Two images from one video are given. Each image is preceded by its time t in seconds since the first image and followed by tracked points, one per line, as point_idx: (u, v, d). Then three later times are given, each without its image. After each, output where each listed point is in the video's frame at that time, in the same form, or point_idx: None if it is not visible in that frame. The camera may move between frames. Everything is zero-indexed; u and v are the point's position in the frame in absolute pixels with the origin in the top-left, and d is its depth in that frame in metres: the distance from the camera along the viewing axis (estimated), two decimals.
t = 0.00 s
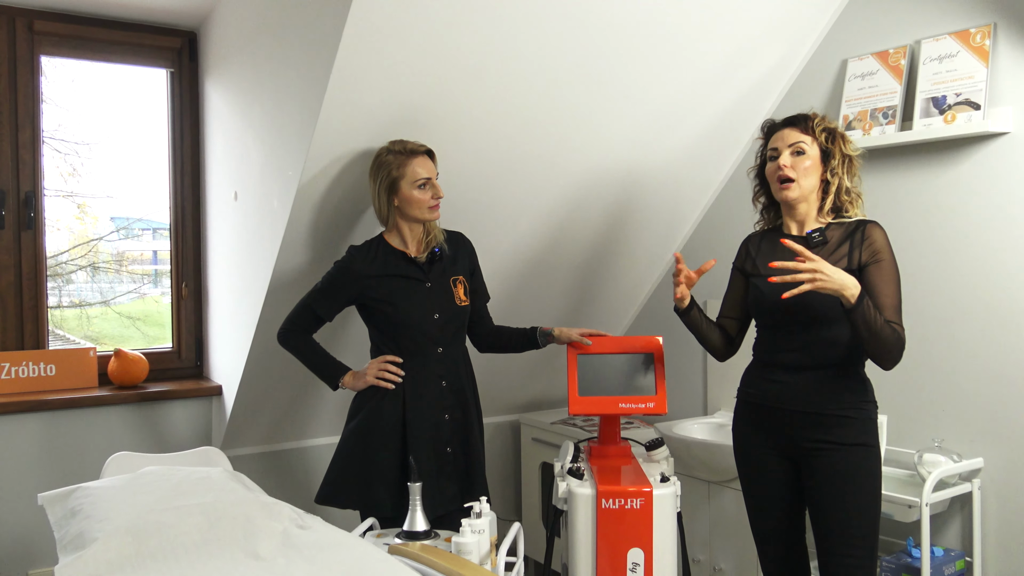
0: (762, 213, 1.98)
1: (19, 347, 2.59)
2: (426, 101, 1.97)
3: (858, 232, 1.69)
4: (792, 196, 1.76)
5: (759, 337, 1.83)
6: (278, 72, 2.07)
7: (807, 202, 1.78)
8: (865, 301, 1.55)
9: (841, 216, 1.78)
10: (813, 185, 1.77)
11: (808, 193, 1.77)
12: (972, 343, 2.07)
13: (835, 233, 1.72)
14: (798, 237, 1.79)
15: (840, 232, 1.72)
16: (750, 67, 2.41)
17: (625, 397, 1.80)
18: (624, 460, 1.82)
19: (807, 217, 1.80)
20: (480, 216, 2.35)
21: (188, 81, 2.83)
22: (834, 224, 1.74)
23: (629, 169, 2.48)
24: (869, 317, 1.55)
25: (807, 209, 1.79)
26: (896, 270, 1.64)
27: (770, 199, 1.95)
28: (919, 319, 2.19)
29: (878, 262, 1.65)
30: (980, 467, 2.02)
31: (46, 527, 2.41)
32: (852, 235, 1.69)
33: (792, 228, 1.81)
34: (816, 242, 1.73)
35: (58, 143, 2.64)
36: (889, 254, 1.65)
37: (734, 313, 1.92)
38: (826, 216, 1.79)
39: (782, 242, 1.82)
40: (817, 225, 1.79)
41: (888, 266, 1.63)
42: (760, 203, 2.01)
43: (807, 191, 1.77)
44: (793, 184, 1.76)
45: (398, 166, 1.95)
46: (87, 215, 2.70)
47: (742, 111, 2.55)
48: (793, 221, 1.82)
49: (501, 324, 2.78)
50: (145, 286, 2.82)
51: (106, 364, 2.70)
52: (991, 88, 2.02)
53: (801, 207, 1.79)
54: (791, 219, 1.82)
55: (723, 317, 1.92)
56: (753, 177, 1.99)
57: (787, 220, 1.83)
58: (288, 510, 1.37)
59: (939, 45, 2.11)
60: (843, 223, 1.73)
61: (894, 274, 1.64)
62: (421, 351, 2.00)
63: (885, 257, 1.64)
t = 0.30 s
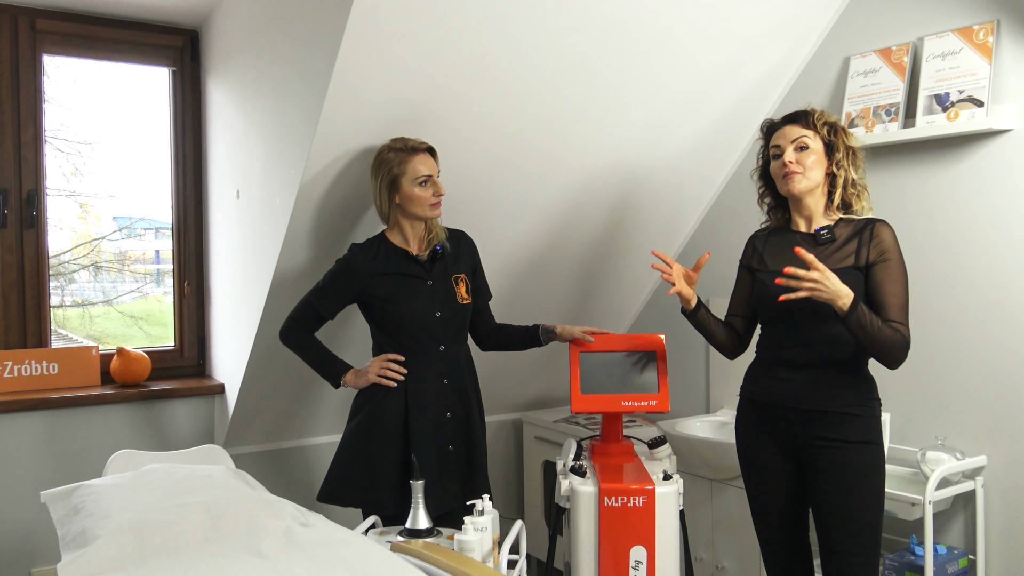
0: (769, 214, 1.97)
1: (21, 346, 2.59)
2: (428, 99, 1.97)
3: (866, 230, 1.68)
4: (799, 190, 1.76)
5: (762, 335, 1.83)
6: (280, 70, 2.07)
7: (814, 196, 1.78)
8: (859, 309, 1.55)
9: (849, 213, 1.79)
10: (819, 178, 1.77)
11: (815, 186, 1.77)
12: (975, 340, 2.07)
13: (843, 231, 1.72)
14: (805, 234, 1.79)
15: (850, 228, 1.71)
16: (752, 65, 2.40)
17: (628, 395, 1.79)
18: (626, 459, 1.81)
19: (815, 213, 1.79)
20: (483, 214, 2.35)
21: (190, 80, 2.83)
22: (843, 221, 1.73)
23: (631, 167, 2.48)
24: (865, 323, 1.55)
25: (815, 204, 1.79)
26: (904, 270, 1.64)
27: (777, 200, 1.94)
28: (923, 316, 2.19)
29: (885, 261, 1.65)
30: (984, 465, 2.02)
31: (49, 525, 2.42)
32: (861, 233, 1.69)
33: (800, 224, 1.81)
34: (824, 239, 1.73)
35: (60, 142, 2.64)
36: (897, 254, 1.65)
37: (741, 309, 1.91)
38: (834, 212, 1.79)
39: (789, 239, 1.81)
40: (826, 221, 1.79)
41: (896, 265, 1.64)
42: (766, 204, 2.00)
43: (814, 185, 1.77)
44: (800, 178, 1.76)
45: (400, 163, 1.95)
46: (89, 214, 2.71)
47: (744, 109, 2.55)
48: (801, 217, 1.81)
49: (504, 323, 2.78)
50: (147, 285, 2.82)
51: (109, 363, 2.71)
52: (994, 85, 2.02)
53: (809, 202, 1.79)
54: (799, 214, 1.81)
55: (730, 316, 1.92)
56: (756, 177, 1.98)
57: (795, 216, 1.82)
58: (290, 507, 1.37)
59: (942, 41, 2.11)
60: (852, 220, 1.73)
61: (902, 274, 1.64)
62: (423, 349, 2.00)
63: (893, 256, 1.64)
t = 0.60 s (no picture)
0: (774, 212, 1.97)
1: (24, 345, 2.59)
2: (431, 97, 1.97)
3: (870, 229, 1.68)
4: (806, 192, 1.76)
5: (765, 333, 1.83)
6: (282, 68, 2.07)
7: (820, 196, 1.78)
8: (852, 311, 1.55)
9: (854, 211, 1.78)
10: (826, 179, 1.77)
11: (822, 187, 1.77)
12: (979, 337, 2.06)
13: (847, 229, 1.72)
14: (810, 232, 1.78)
15: (855, 227, 1.71)
16: (754, 62, 2.40)
17: (630, 392, 1.79)
18: (629, 456, 1.81)
19: (820, 211, 1.79)
20: (485, 212, 2.35)
21: (192, 79, 2.83)
22: (848, 220, 1.73)
23: (633, 165, 2.48)
24: (861, 326, 1.56)
25: (821, 204, 1.78)
26: (909, 269, 1.64)
27: (781, 197, 1.94)
28: (925, 314, 2.19)
29: (890, 260, 1.64)
30: (987, 462, 2.02)
31: (53, 523, 2.42)
32: (865, 231, 1.69)
33: (807, 224, 1.81)
34: (828, 237, 1.73)
35: (62, 141, 2.65)
36: (901, 253, 1.65)
37: (748, 309, 1.92)
38: (840, 210, 1.79)
39: (794, 237, 1.81)
40: (832, 219, 1.78)
41: (900, 264, 1.63)
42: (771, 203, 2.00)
43: (821, 186, 1.77)
44: (807, 181, 1.76)
45: (404, 163, 1.95)
46: (91, 213, 2.71)
47: (746, 106, 2.54)
48: (806, 217, 1.81)
49: (506, 321, 2.78)
50: (150, 284, 2.82)
51: (111, 362, 2.71)
52: (997, 81, 2.01)
53: (814, 203, 1.78)
54: (805, 215, 1.81)
55: (736, 315, 1.93)
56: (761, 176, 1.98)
57: (800, 216, 1.82)
58: (293, 505, 1.38)
59: (945, 38, 2.11)
60: (856, 218, 1.73)
61: (907, 273, 1.63)
62: (424, 347, 2.00)
63: (897, 255, 1.64)
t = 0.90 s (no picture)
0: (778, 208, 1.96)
1: (26, 343, 2.59)
2: (432, 95, 1.96)
3: (872, 226, 1.68)
4: (807, 190, 1.76)
5: (768, 330, 1.83)
6: (284, 66, 2.07)
7: (823, 195, 1.78)
8: (852, 310, 1.56)
9: (857, 210, 1.77)
10: (828, 179, 1.77)
11: (824, 186, 1.76)
12: (981, 335, 2.06)
13: (849, 227, 1.72)
14: (812, 231, 1.78)
15: (857, 225, 1.71)
16: (755, 59, 2.40)
17: (631, 390, 1.79)
18: (631, 454, 1.81)
19: (823, 210, 1.78)
20: (487, 210, 2.35)
21: (193, 77, 2.83)
22: (851, 218, 1.73)
23: (635, 162, 2.48)
24: (861, 325, 1.56)
25: (823, 203, 1.78)
26: (911, 266, 1.64)
27: (785, 194, 1.94)
28: (927, 311, 2.19)
29: (891, 257, 1.64)
30: (989, 459, 2.02)
31: (55, 521, 2.43)
32: (866, 230, 1.69)
33: (808, 222, 1.81)
34: (830, 236, 1.73)
35: (64, 139, 2.65)
36: (903, 250, 1.64)
37: (751, 308, 1.92)
38: (842, 209, 1.78)
39: (797, 235, 1.81)
40: (834, 217, 1.78)
41: (901, 261, 1.63)
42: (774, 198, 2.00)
43: (823, 185, 1.76)
44: (807, 179, 1.75)
45: (406, 160, 1.95)
46: (93, 211, 2.71)
47: (748, 103, 2.54)
48: (808, 215, 1.81)
49: (508, 319, 2.79)
50: (151, 282, 2.82)
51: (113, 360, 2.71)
52: (999, 78, 2.01)
53: (817, 202, 1.78)
54: (807, 213, 1.81)
55: (738, 313, 1.93)
56: (765, 171, 1.97)
57: (802, 214, 1.82)
58: (295, 502, 1.38)
59: (947, 35, 2.10)
60: (858, 217, 1.73)
61: (908, 270, 1.63)
62: (426, 345, 2.00)
63: (899, 252, 1.64)
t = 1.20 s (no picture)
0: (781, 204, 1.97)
1: (28, 342, 2.60)
2: (433, 92, 1.96)
3: (872, 223, 1.68)
4: (803, 190, 1.77)
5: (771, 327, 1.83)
6: (285, 64, 2.07)
7: (821, 194, 1.78)
8: (851, 304, 1.56)
9: (857, 209, 1.76)
10: (826, 178, 1.76)
11: (821, 186, 1.76)
12: (982, 332, 2.06)
13: (850, 225, 1.72)
14: (813, 228, 1.79)
15: (857, 222, 1.71)
16: (757, 57, 2.40)
17: (633, 387, 1.80)
18: (633, 451, 1.81)
19: (821, 209, 1.79)
20: (488, 208, 2.35)
21: (195, 75, 2.83)
22: (850, 216, 1.73)
23: (636, 160, 2.48)
24: (859, 320, 1.56)
25: (821, 201, 1.78)
26: (911, 262, 1.64)
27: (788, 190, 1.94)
28: (929, 308, 2.19)
29: (891, 253, 1.64)
30: (991, 456, 2.02)
31: (58, 519, 2.43)
32: (866, 227, 1.68)
33: (807, 220, 1.81)
34: (831, 234, 1.72)
35: (65, 138, 2.65)
36: (903, 244, 1.64)
37: (753, 304, 1.92)
38: (842, 208, 1.78)
39: (799, 234, 1.81)
40: (832, 216, 1.78)
41: (901, 256, 1.63)
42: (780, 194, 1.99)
43: (820, 184, 1.76)
44: (803, 179, 1.76)
45: (406, 157, 1.95)
46: (94, 210, 2.71)
47: (750, 101, 2.54)
48: (809, 213, 1.81)
49: (509, 317, 2.79)
50: (153, 281, 2.82)
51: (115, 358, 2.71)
52: (1001, 75, 2.01)
53: (815, 201, 1.78)
54: (808, 212, 1.81)
55: (742, 308, 1.93)
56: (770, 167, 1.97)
57: (803, 212, 1.82)
58: (298, 500, 1.38)
59: (949, 32, 2.10)
60: (859, 214, 1.72)
61: (908, 266, 1.63)
62: (427, 342, 2.00)
63: (899, 248, 1.64)
